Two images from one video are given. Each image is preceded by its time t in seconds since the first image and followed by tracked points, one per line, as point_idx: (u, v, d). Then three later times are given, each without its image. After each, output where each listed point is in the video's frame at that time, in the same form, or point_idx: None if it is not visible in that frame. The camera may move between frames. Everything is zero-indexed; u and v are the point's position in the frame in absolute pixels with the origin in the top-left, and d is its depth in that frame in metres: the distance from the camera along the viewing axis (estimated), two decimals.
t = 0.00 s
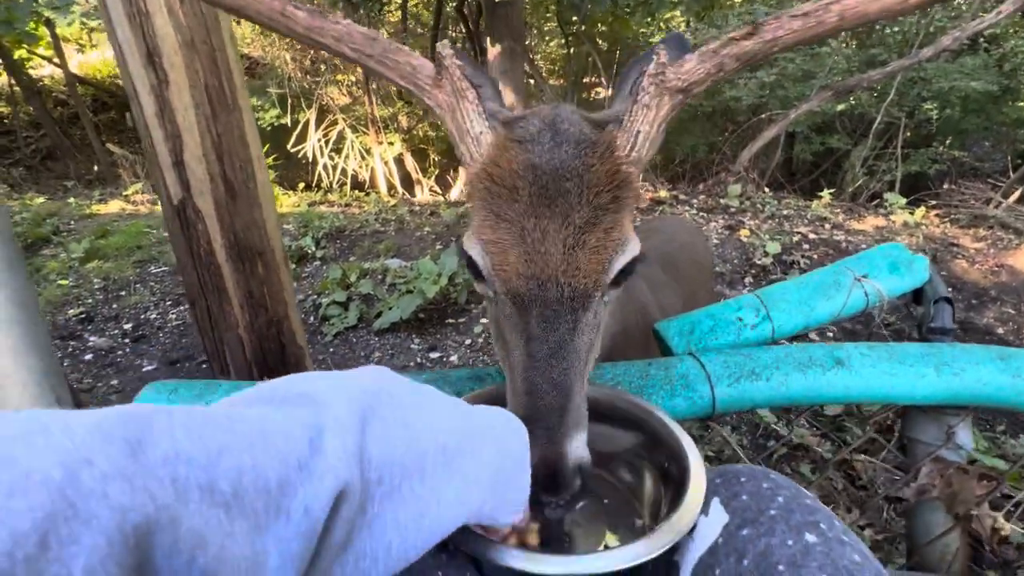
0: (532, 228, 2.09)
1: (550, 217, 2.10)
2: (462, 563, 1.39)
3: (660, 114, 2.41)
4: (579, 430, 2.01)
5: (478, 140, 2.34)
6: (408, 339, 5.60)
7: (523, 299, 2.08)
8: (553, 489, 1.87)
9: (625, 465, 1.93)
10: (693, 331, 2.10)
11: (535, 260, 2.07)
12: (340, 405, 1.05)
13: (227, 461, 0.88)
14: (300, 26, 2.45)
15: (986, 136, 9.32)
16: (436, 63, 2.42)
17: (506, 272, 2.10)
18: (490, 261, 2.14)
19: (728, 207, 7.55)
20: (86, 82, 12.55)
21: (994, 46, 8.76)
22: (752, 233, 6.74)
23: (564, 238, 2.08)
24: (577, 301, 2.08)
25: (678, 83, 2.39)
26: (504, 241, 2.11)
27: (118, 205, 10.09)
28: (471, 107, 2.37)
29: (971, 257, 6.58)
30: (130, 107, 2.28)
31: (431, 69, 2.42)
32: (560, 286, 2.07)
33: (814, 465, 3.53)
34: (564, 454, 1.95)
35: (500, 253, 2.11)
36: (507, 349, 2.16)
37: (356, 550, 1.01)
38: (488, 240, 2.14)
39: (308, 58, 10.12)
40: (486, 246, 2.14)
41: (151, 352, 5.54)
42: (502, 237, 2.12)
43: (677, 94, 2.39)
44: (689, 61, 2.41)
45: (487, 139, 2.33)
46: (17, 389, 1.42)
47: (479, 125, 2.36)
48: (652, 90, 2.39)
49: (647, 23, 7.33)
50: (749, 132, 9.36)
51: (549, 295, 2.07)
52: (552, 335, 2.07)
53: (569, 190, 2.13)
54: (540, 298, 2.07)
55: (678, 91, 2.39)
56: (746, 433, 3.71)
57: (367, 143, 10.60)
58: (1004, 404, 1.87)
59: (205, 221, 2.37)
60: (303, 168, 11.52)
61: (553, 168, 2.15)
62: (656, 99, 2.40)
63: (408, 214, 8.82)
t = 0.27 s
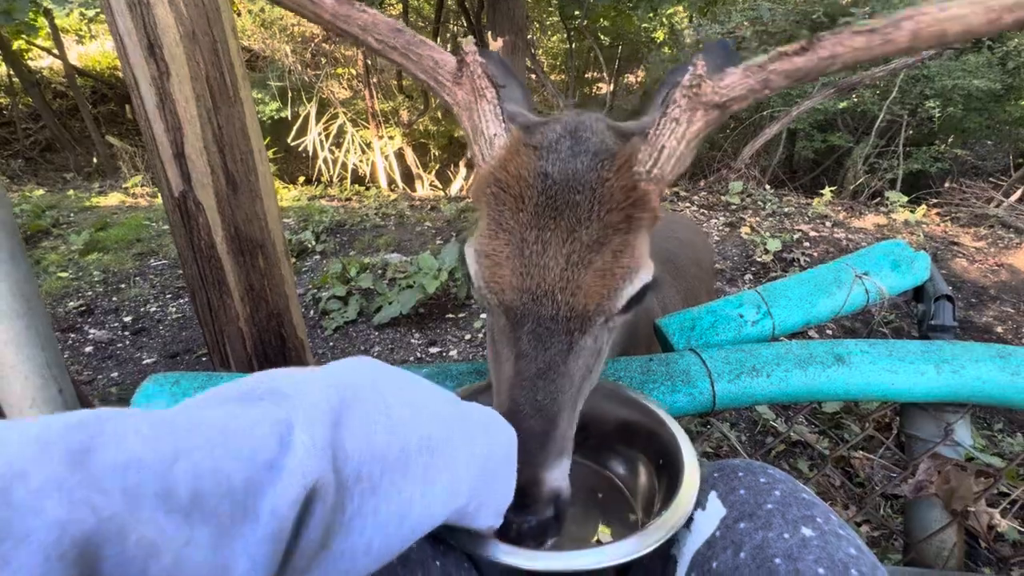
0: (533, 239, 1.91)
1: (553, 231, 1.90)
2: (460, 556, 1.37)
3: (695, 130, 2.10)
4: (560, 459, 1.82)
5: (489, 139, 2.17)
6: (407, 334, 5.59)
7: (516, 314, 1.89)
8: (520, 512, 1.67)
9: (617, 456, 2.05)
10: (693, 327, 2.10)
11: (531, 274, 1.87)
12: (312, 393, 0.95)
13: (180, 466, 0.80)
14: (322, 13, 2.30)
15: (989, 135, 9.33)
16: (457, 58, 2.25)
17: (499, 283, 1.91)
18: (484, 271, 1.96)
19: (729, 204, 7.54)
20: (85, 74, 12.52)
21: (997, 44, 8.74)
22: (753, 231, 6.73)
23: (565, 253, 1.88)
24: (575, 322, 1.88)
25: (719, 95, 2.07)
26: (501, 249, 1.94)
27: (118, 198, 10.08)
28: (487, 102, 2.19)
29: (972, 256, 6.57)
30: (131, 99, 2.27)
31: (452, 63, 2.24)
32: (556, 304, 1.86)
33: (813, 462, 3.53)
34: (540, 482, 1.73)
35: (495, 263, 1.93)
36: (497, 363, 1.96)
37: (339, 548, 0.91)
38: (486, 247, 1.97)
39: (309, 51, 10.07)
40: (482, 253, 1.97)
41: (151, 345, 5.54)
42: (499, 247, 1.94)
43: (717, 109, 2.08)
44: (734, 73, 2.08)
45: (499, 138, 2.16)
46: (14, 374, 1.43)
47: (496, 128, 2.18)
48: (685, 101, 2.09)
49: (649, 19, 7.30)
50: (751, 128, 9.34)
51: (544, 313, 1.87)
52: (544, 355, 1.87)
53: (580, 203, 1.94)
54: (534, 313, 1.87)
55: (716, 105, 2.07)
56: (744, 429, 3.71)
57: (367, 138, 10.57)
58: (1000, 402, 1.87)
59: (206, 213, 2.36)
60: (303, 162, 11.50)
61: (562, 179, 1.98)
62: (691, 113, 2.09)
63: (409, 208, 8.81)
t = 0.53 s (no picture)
0: (544, 237, 1.91)
1: (565, 232, 1.92)
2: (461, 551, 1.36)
3: (722, 142, 2.13)
4: (552, 473, 1.89)
5: (506, 132, 2.19)
6: (410, 327, 5.59)
7: (518, 317, 1.88)
8: (511, 533, 1.76)
9: (625, 448, 2.10)
10: (701, 321, 2.10)
11: (539, 274, 1.87)
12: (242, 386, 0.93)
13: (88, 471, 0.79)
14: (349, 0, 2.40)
15: (994, 134, 9.31)
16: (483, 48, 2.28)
17: (505, 281, 1.90)
18: (490, 267, 1.96)
19: (733, 201, 7.52)
20: (88, 64, 12.49)
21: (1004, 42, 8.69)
22: (756, 228, 6.72)
23: (575, 257, 1.89)
24: (581, 330, 1.87)
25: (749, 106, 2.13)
26: (511, 247, 1.94)
27: (120, 188, 10.07)
28: (508, 95, 2.21)
29: (976, 255, 6.56)
30: (137, 88, 2.26)
31: (476, 54, 2.28)
32: (561, 308, 1.86)
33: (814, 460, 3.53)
34: (530, 498, 1.82)
35: (503, 260, 1.93)
36: (494, 367, 1.95)
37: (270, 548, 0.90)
38: (495, 244, 1.97)
39: (312, 43, 10.09)
40: (490, 249, 1.97)
41: (154, 336, 5.55)
42: (507, 244, 1.94)
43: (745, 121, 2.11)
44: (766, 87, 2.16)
45: (516, 133, 2.18)
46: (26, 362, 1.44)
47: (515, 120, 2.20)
48: (713, 108, 2.14)
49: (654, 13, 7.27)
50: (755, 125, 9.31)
51: (550, 317, 1.86)
52: (545, 360, 1.86)
53: (597, 205, 1.97)
54: (539, 317, 1.86)
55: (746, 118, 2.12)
56: (746, 426, 3.72)
57: (370, 130, 10.55)
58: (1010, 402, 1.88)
59: (211, 204, 2.35)
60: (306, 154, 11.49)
61: (580, 180, 2.01)
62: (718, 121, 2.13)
63: (411, 202, 8.80)
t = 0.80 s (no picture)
0: (562, 233, 1.93)
1: (582, 226, 1.94)
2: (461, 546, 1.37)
3: (718, 131, 2.21)
4: (585, 470, 1.96)
5: (511, 131, 2.21)
6: (408, 324, 5.59)
7: (541, 315, 1.89)
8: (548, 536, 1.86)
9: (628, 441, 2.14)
10: (702, 320, 2.10)
11: (562, 269, 1.89)
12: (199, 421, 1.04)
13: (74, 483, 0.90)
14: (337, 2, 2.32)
15: (994, 138, 9.33)
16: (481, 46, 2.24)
17: (525, 279, 1.91)
18: (506, 263, 1.97)
19: (733, 202, 7.53)
20: (87, 57, 12.44)
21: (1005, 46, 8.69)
22: (755, 228, 6.73)
23: (595, 250, 1.91)
24: (604, 323, 1.89)
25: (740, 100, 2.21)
26: (529, 243, 1.95)
27: (119, 182, 10.04)
28: (509, 92, 2.21)
29: (975, 258, 6.57)
30: (138, 81, 2.26)
31: (474, 53, 2.28)
32: (586, 303, 1.87)
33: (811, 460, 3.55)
34: (566, 498, 1.90)
35: (524, 257, 1.93)
36: (512, 367, 1.96)
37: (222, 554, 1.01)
38: (511, 241, 1.98)
39: (312, 37, 10.16)
40: (507, 247, 1.97)
41: (152, 330, 5.54)
42: (526, 240, 1.96)
43: (737, 111, 2.21)
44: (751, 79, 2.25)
45: (521, 132, 2.20)
46: None
47: (514, 118, 2.21)
48: (711, 102, 2.20)
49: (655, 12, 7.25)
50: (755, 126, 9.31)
51: (573, 313, 1.87)
52: (571, 357, 1.89)
53: (609, 198, 2.00)
54: (563, 313, 1.87)
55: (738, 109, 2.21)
56: (743, 426, 3.73)
57: (370, 126, 10.53)
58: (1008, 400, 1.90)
59: (212, 197, 2.35)
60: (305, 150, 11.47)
61: (590, 173, 2.04)
62: (715, 114, 2.20)
63: (411, 198, 8.79)
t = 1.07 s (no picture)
0: (585, 228, 1.95)
1: (607, 219, 1.96)
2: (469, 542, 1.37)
3: (733, 114, 2.21)
4: (625, 462, 2.00)
5: (527, 129, 2.18)
6: (409, 319, 5.59)
7: (573, 311, 1.91)
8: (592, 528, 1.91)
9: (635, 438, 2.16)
10: (708, 318, 2.12)
11: (590, 263, 1.91)
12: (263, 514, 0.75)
13: None
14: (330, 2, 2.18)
15: (996, 139, 9.33)
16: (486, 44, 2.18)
17: (553, 277, 1.94)
18: (534, 262, 1.99)
19: (734, 201, 7.52)
20: (87, 48, 12.41)
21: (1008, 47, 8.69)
22: (757, 227, 6.73)
23: (622, 243, 1.93)
24: (634, 314, 1.91)
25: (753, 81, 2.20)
26: (553, 241, 1.97)
27: (119, 174, 10.03)
28: (521, 90, 2.16)
29: (975, 260, 6.57)
30: (144, 73, 2.26)
31: (481, 52, 2.18)
32: (614, 297, 1.90)
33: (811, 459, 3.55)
34: (606, 490, 1.94)
35: (550, 256, 1.96)
36: (545, 364, 2.00)
37: None
38: (536, 239, 2.01)
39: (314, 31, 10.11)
40: (533, 246, 2.00)
41: (152, 323, 5.54)
42: (552, 238, 1.98)
43: (751, 93, 2.19)
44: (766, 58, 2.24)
45: (537, 128, 2.19)
46: None
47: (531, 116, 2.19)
48: (724, 86, 2.20)
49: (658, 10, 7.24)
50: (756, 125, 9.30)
51: (603, 308, 1.90)
52: (604, 350, 1.91)
53: (630, 189, 2.01)
54: (593, 308, 1.90)
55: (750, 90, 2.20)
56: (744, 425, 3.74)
57: (372, 121, 10.51)
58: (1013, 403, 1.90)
59: (217, 190, 2.36)
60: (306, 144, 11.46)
61: (611, 164, 2.06)
62: (728, 98, 2.20)
63: (412, 194, 8.79)
